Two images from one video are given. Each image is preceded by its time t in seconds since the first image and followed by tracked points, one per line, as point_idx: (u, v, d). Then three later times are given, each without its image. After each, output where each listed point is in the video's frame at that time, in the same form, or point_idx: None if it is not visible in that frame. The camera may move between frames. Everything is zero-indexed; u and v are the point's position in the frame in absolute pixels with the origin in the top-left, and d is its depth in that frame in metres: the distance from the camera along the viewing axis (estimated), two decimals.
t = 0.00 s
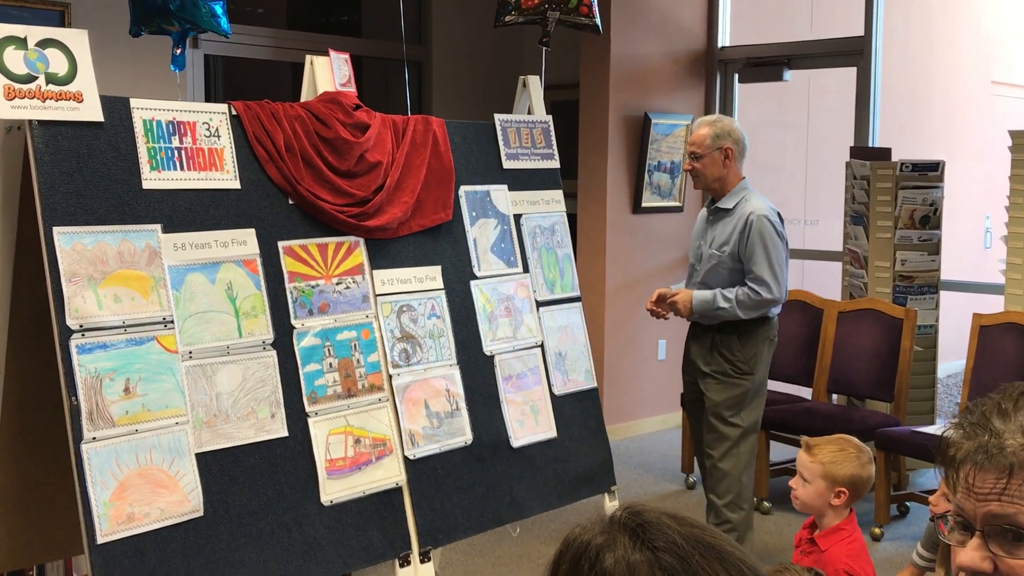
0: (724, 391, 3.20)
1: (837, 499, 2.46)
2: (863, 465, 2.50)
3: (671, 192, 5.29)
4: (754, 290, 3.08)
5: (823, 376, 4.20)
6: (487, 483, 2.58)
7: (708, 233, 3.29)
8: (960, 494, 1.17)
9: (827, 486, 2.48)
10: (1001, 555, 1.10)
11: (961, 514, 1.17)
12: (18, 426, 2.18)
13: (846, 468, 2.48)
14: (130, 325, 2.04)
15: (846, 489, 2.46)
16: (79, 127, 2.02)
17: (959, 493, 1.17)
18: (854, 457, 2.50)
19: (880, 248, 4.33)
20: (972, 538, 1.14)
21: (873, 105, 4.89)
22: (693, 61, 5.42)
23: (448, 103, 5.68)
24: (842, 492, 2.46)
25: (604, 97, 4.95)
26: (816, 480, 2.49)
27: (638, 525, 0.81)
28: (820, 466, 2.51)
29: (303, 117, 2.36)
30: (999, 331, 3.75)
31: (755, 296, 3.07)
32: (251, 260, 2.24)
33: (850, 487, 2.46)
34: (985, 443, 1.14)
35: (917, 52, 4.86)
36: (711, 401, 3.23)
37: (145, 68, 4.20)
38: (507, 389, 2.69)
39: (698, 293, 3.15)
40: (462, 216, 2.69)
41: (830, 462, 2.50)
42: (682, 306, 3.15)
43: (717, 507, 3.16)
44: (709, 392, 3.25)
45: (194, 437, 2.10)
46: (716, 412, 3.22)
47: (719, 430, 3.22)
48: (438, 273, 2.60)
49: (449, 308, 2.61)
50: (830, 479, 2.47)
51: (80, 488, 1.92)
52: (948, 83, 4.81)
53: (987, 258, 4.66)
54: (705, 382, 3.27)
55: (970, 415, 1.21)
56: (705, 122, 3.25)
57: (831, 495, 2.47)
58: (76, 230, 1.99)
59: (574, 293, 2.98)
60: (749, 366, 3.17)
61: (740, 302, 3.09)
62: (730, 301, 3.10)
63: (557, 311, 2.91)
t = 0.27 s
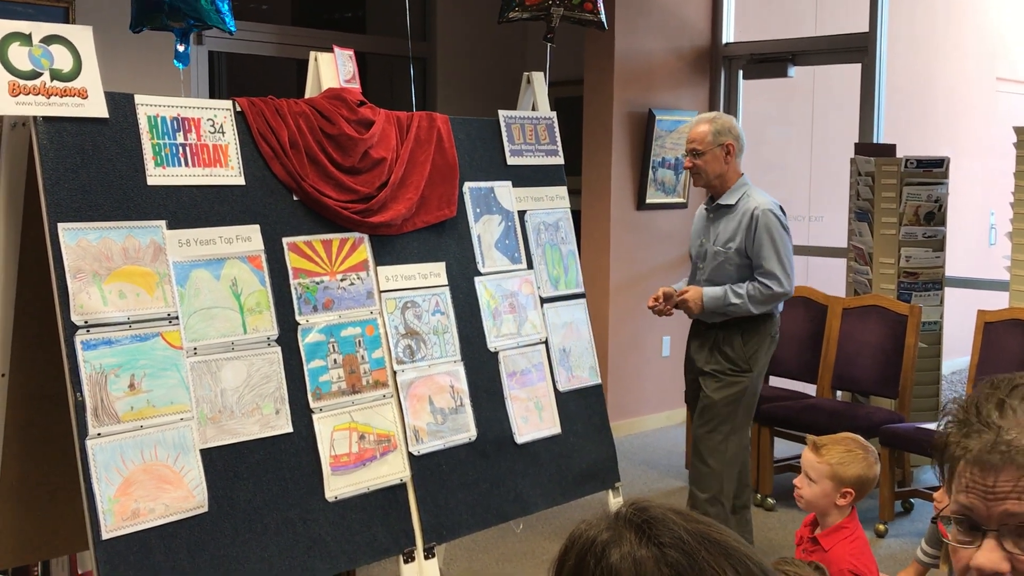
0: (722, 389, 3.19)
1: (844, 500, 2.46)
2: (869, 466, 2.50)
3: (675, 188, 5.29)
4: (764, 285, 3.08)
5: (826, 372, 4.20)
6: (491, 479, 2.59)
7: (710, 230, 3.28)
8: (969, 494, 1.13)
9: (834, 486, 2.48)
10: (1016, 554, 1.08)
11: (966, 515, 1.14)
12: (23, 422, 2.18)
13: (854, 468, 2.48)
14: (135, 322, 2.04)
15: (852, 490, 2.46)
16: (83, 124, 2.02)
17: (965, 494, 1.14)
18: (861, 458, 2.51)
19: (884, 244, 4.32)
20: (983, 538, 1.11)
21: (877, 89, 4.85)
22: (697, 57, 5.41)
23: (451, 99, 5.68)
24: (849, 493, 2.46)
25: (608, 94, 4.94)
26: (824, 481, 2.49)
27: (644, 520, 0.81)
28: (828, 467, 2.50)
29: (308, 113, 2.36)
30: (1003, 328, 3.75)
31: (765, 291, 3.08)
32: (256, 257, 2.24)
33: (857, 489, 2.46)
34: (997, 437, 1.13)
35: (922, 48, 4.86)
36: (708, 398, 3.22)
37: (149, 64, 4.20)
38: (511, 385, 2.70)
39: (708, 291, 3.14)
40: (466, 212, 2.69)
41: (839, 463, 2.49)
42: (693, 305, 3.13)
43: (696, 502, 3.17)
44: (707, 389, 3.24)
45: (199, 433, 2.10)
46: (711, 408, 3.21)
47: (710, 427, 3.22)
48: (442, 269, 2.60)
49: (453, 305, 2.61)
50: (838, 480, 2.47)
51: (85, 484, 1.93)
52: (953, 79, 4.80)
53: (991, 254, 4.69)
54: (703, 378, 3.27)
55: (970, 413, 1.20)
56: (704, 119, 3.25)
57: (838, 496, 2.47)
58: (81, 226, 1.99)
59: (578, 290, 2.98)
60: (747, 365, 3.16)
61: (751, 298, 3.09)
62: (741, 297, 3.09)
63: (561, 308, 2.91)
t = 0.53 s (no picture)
0: (731, 394, 3.16)
1: (841, 499, 2.46)
2: (870, 469, 2.49)
3: (679, 186, 5.29)
4: (771, 289, 3.08)
5: (830, 371, 4.20)
6: (494, 477, 2.59)
7: (711, 232, 3.26)
8: (995, 484, 1.13)
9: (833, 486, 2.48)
10: None
11: (985, 503, 1.13)
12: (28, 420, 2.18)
13: (853, 469, 2.48)
14: (139, 319, 2.04)
15: (850, 491, 2.46)
16: (88, 122, 2.03)
17: (985, 483, 1.14)
18: (861, 461, 2.50)
19: (889, 243, 4.32)
20: (1011, 526, 1.11)
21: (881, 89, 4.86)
22: (702, 56, 5.40)
23: (455, 97, 5.68)
24: (846, 493, 2.45)
25: (612, 92, 4.94)
26: (822, 479, 2.49)
27: (647, 518, 0.80)
28: (827, 466, 2.51)
29: (312, 111, 2.37)
30: (1008, 327, 3.75)
31: (773, 295, 3.08)
32: (260, 254, 2.25)
33: (855, 489, 2.46)
34: None
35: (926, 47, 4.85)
36: (717, 403, 3.18)
37: (154, 61, 4.20)
38: (514, 383, 2.70)
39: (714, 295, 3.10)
40: (470, 210, 2.69)
41: (838, 463, 2.49)
42: (700, 309, 3.08)
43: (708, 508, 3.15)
44: (714, 393, 3.20)
45: (203, 431, 2.10)
46: (720, 414, 3.17)
47: (718, 431, 3.20)
48: (446, 267, 2.61)
49: (457, 303, 2.62)
50: (836, 480, 2.47)
51: (89, 481, 1.93)
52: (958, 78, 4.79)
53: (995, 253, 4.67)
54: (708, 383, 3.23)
55: (981, 400, 1.19)
56: (709, 118, 3.19)
57: (836, 496, 2.47)
58: (85, 224, 1.99)
59: (581, 288, 2.98)
60: (754, 366, 3.17)
61: (759, 302, 3.08)
62: (749, 302, 3.08)
63: (565, 306, 2.91)
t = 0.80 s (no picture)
0: (734, 398, 3.14)
1: (829, 501, 2.46)
2: (862, 473, 2.46)
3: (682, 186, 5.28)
4: (781, 290, 3.09)
5: (833, 371, 4.19)
6: (497, 477, 2.59)
7: (712, 230, 3.21)
8: (1001, 481, 0.99)
9: (823, 487, 2.49)
10: None
11: (987, 499, 1.00)
12: (31, 419, 2.18)
13: (843, 472, 2.46)
14: (143, 318, 2.04)
15: (837, 494, 2.45)
16: (91, 121, 2.03)
17: (989, 480, 1.00)
18: (853, 464, 2.48)
19: (892, 242, 4.31)
20: (1015, 525, 0.98)
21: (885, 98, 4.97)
22: (705, 55, 5.40)
23: (458, 96, 5.68)
24: (833, 496, 2.46)
25: (616, 92, 4.94)
26: (812, 480, 2.51)
27: (651, 518, 0.79)
28: (818, 467, 2.52)
29: (315, 110, 2.36)
30: (1010, 327, 3.74)
31: (783, 296, 3.08)
32: (263, 254, 2.25)
33: (842, 493, 2.45)
34: None
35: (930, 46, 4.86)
36: (721, 409, 3.14)
37: (158, 61, 4.21)
38: (517, 383, 2.70)
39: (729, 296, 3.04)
40: (473, 210, 2.69)
41: (828, 465, 2.49)
42: (718, 311, 3.00)
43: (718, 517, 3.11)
44: (717, 398, 3.16)
45: (206, 430, 2.10)
46: (725, 420, 3.14)
47: (722, 438, 3.16)
48: (449, 266, 2.60)
49: (460, 302, 2.62)
50: (824, 481, 2.48)
51: (92, 480, 1.93)
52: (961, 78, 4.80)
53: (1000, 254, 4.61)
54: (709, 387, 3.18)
55: (980, 390, 1.03)
56: (717, 114, 3.15)
57: (825, 497, 2.48)
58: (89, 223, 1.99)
59: (584, 287, 2.98)
60: (754, 369, 3.17)
61: (771, 303, 3.07)
62: (762, 303, 3.05)
63: (567, 305, 2.91)
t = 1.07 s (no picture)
0: (737, 398, 3.15)
1: (829, 503, 2.47)
2: (862, 475, 2.45)
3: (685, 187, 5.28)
4: (785, 288, 3.10)
5: (835, 372, 4.19)
6: (499, 477, 2.59)
7: (712, 229, 3.19)
8: (992, 470, 1.06)
9: (823, 489, 2.49)
10: None
11: (975, 489, 1.08)
12: (33, 420, 2.19)
13: (842, 473, 2.46)
14: (145, 319, 2.05)
15: (836, 496, 2.46)
16: (94, 122, 2.03)
17: (978, 470, 1.08)
18: (852, 465, 2.47)
19: (894, 244, 4.31)
20: (1005, 513, 1.06)
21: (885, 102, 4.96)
22: (708, 56, 5.41)
23: (461, 97, 5.68)
24: (833, 498, 2.46)
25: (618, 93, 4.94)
26: (812, 481, 2.51)
27: (652, 519, 0.79)
28: (818, 469, 2.52)
29: (318, 111, 2.37)
30: (1013, 328, 3.74)
31: (788, 292, 3.10)
32: (266, 254, 2.25)
33: (842, 495, 2.45)
34: (1014, 410, 1.06)
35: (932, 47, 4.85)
36: (722, 408, 3.14)
37: (161, 62, 4.21)
38: (520, 383, 2.70)
39: (740, 297, 3.02)
40: (476, 210, 2.69)
41: (827, 467, 2.49)
42: (731, 312, 2.99)
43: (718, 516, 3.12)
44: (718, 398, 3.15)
45: (209, 430, 2.11)
46: (726, 419, 3.14)
47: (722, 437, 3.16)
48: (451, 267, 2.61)
49: (462, 303, 2.62)
50: (824, 483, 2.48)
51: (95, 481, 1.93)
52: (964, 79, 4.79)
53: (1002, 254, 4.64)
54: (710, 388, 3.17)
55: (969, 384, 1.12)
56: (713, 112, 3.13)
57: (825, 499, 2.48)
58: (92, 223, 2.00)
59: (587, 288, 2.98)
60: (755, 368, 3.18)
61: (778, 301, 3.07)
62: (771, 301, 3.05)
63: (570, 307, 2.91)
